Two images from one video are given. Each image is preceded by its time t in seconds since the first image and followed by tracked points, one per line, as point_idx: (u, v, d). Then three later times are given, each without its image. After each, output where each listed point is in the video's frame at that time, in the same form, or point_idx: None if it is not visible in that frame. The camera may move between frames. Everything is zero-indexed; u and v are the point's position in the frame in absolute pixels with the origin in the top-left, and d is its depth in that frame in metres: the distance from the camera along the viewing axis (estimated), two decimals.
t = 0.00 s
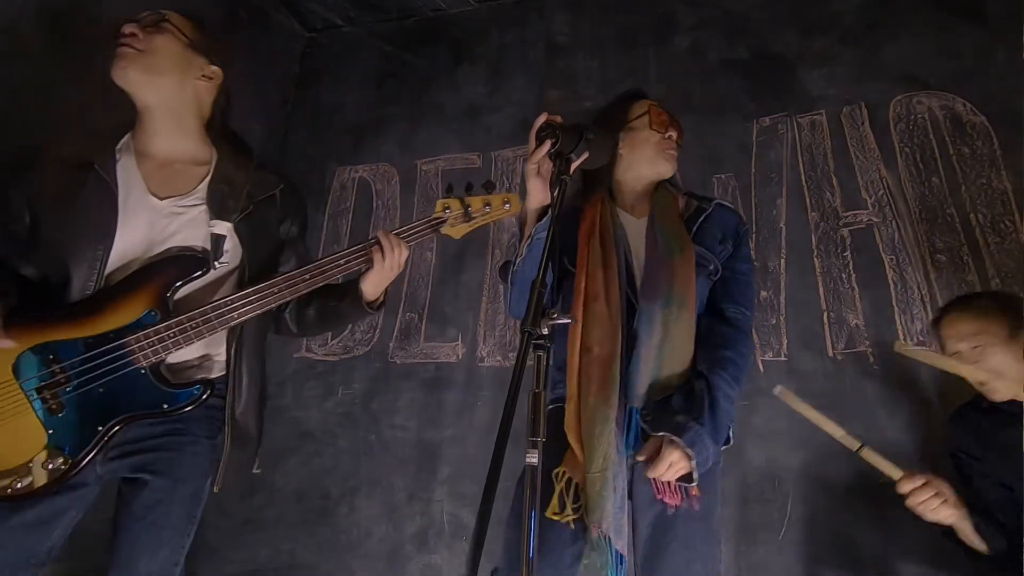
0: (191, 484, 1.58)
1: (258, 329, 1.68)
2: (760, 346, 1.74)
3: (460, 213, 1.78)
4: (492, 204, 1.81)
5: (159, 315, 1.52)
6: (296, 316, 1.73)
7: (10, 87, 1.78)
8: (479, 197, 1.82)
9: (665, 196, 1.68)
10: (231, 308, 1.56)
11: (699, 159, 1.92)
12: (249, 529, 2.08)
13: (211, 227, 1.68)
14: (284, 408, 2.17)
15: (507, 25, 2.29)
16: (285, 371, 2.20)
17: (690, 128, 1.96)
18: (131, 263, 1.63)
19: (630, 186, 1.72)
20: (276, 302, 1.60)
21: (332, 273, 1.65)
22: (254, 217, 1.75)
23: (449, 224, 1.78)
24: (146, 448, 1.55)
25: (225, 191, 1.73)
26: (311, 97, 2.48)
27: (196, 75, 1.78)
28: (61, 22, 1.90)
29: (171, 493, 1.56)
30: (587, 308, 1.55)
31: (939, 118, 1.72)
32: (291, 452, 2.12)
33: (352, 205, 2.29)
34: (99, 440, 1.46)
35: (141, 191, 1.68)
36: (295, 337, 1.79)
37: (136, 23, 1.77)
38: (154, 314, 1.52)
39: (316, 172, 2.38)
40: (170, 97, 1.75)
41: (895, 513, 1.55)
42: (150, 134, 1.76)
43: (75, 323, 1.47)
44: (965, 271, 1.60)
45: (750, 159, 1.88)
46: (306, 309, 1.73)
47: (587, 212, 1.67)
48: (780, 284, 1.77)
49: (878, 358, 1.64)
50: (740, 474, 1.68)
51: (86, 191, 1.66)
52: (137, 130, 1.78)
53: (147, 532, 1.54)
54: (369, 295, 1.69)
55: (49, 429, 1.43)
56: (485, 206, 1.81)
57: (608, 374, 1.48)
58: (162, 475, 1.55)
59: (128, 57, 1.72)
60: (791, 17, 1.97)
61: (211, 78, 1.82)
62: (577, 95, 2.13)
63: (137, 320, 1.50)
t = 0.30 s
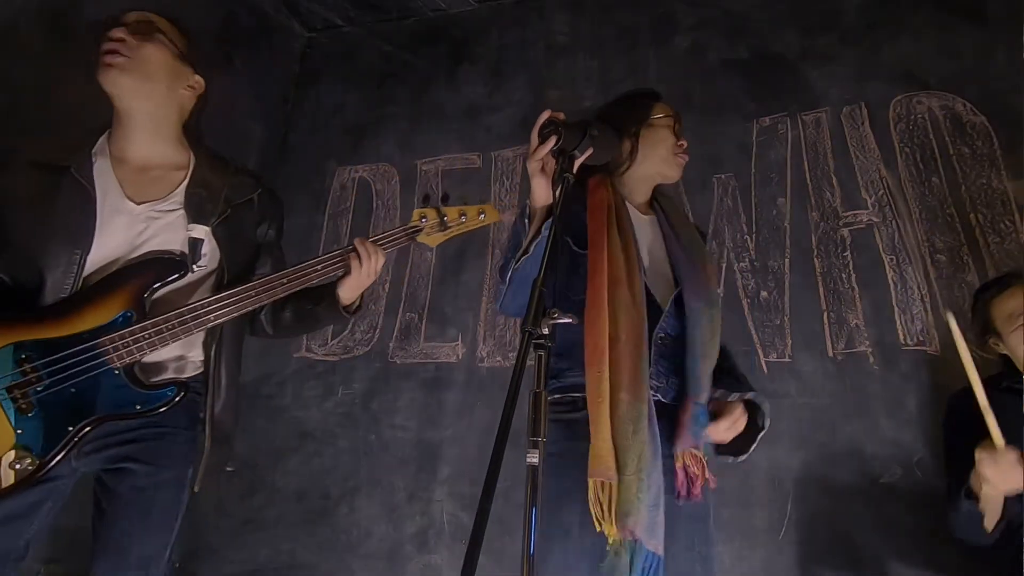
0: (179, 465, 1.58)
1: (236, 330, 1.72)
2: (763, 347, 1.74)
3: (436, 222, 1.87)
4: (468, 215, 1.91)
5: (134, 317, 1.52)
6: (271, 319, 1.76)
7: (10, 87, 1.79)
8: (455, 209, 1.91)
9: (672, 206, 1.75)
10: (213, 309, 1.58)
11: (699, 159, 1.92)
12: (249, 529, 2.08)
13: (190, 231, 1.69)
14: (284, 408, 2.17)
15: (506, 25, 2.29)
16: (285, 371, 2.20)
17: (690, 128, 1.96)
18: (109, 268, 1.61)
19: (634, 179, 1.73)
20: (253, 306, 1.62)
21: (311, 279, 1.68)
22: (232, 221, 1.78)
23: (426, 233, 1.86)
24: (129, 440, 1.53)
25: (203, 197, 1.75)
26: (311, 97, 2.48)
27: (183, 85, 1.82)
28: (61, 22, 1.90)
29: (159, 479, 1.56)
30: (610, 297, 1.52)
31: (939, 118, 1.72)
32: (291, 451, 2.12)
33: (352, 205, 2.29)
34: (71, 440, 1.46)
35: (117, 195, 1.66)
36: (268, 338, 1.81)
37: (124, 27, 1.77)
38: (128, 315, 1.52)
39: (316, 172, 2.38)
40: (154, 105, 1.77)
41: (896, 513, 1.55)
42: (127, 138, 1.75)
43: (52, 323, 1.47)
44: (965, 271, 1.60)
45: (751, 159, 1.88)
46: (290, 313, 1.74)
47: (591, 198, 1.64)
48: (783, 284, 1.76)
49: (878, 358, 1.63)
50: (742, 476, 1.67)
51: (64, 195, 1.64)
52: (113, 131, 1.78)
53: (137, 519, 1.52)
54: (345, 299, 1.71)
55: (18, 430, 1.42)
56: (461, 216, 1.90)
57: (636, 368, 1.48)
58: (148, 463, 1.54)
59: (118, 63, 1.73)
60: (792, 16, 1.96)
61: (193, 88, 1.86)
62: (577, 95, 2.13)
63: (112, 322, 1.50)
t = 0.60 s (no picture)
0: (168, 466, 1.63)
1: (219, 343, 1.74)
2: (763, 347, 1.74)
3: (423, 241, 1.89)
4: (454, 234, 1.94)
5: (117, 327, 1.56)
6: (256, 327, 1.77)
7: (9, 88, 1.77)
8: (441, 228, 1.94)
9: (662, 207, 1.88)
10: (198, 322, 1.61)
11: (699, 159, 1.92)
12: (249, 529, 2.08)
13: (174, 245, 1.75)
14: (284, 408, 2.17)
15: (506, 25, 2.29)
16: (285, 371, 2.20)
17: (690, 128, 1.96)
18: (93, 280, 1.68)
19: (623, 181, 1.90)
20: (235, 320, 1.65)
21: (293, 293, 1.68)
22: (218, 233, 1.84)
23: (412, 252, 1.88)
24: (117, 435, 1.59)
25: (188, 208, 1.82)
26: (311, 96, 2.48)
27: (163, 92, 1.87)
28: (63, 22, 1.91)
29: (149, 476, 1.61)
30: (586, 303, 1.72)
31: (939, 118, 1.72)
32: (291, 451, 2.12)
33: (352, 205, 2.29)
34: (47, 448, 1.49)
35: (100, 208, 1.73)
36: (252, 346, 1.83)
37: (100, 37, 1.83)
38: (111, 326, 1.56)
39: (316, 172, 2.38)
40: (136, 114, 1.82)
41: (895, 513, 1.55)
42: (111, 150, 1.80)
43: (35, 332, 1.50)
44: (965, 271, 1.60)
45: (750, 159, 1.88)
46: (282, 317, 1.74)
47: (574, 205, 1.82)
48: (783, 284, 1.76)
49: (878, 358, 1.63)
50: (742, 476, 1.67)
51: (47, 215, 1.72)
52: (96, 142, 1.82)
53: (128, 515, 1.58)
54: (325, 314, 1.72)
55: None
56: (448, 235, 1.92)
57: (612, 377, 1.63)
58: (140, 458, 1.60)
59: (96, 76, 1.78)
60: (792, 16, 1.97)
61: (176, 94, 1.91)
62: (577, 95, 2.13)
63: (95, 332, 1.54)
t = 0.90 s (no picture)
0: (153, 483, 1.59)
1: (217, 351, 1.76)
2: (762, 347, 1.74)
3: (422, 251, 1.76)
4: (455, 242, 1.78)
5: (112, 335, 1.58)
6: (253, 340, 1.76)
7: (10, 88, 1.81)
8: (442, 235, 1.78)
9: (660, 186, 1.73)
10: (186, 332, 1.59)
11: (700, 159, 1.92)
12: (249, 529, 2.08)
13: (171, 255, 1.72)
14: (284, 408, 2.17)
15: (506, 25, 2.30)
16: (285, 371, 2.20)
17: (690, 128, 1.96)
18: (91, 291, 1.66)
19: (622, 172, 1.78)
20: (220, 331, 1.62)
21: (281, 303, 1.63)
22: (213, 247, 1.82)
23: (410, 262, 1.77)
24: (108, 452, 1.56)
25: (186, 218, 1.79)
26: (311, 97, 2.48)
27: (161, 108, 1.82)
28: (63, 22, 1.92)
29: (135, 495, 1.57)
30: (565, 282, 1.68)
31: (938, 118, 1.72)
32: (291, 451, 2.12)
33: (352, 205, 2.29)
34: (32, 455, 1.49)
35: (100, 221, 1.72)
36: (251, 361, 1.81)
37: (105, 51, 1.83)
38: (108, 334, 1.58)
39: (315, 172, 2.38)
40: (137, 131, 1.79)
41: (895, 513, 1.55)
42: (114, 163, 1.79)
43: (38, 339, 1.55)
44: (965, 271, 1.60)
45: (751, 159, 1.88)
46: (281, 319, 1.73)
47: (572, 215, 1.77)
48: (783, 284, 1.76)
49: (878, 358, 1.63)
50: (741, 475, 1.68)
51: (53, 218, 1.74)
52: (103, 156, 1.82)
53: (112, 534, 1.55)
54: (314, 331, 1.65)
55: None
56: (449, 244, 1.77)
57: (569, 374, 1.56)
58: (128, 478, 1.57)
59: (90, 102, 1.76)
60: (791, 16, 1.97)
61: (176, 109, 1.86)
62: (577, 95, 2.13)
63: (92, 340, 1.56)
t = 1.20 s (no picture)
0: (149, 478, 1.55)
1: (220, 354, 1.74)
2: (761, 347, 1.74)
3: (419, 266, 1.71)
4: (455, 259, 1.72)
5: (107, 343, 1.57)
6: (246, 354, 1.72)
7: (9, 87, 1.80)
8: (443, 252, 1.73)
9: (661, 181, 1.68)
10: (178, 342, 1.57)
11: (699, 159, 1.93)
12: (249, 529, 2.08)
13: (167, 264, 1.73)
14: (284, 408, 2.17)
15: (506, 25, 2.30)
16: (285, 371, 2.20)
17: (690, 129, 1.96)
18: (87, 297, 1.66)
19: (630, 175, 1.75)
20: (212, 343, 1.59)
21: (275, 317, 1.61)
22: (206, 258, 1.80)
23: (406, 277, 1.70)
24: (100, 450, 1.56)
25: (181, 227, 1.80)
26: (311, 97, 2.48)
27: (175, 126, 1.87)
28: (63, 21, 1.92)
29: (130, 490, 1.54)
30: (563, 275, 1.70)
31: (939, 118, 1.72)
32: (291, 452, 2.12)
33: (352, 205, 2.29)
34: (15, 460, 1.46)
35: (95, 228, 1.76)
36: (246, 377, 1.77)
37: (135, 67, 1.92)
38: (102, 342, 1.57)
39: (316, 172, 2.38)
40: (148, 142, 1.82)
41: (895, 512, 1.55)
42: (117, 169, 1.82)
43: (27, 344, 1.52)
44: (965, 271, 1.60)
45: (750, 159, 1.88)
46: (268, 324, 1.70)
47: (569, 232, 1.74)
48: (781, 284, 1.76)
49: (878, 358, 1.63)
50: (741, 475, 1.68)
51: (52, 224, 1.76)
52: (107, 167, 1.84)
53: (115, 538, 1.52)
54: (308, 349, 1.63)
55: None
56: (449, 260, 1.71)
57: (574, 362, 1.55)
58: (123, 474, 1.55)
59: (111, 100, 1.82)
60: (792, 16, 1.97)
61: (189, 129, 1.91)
62: (577, 95, 2.13)
63: (86, 346, 1.55)
